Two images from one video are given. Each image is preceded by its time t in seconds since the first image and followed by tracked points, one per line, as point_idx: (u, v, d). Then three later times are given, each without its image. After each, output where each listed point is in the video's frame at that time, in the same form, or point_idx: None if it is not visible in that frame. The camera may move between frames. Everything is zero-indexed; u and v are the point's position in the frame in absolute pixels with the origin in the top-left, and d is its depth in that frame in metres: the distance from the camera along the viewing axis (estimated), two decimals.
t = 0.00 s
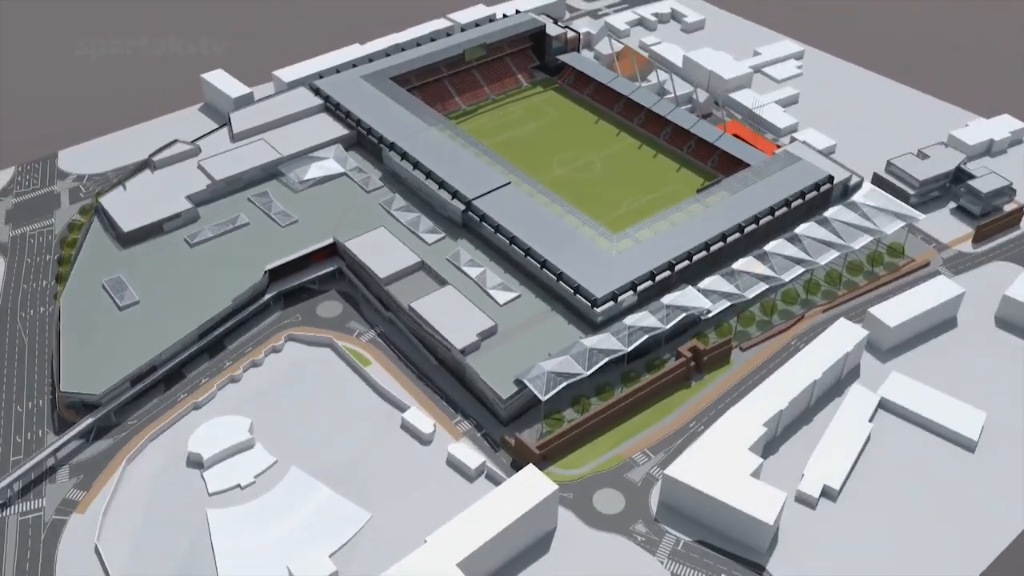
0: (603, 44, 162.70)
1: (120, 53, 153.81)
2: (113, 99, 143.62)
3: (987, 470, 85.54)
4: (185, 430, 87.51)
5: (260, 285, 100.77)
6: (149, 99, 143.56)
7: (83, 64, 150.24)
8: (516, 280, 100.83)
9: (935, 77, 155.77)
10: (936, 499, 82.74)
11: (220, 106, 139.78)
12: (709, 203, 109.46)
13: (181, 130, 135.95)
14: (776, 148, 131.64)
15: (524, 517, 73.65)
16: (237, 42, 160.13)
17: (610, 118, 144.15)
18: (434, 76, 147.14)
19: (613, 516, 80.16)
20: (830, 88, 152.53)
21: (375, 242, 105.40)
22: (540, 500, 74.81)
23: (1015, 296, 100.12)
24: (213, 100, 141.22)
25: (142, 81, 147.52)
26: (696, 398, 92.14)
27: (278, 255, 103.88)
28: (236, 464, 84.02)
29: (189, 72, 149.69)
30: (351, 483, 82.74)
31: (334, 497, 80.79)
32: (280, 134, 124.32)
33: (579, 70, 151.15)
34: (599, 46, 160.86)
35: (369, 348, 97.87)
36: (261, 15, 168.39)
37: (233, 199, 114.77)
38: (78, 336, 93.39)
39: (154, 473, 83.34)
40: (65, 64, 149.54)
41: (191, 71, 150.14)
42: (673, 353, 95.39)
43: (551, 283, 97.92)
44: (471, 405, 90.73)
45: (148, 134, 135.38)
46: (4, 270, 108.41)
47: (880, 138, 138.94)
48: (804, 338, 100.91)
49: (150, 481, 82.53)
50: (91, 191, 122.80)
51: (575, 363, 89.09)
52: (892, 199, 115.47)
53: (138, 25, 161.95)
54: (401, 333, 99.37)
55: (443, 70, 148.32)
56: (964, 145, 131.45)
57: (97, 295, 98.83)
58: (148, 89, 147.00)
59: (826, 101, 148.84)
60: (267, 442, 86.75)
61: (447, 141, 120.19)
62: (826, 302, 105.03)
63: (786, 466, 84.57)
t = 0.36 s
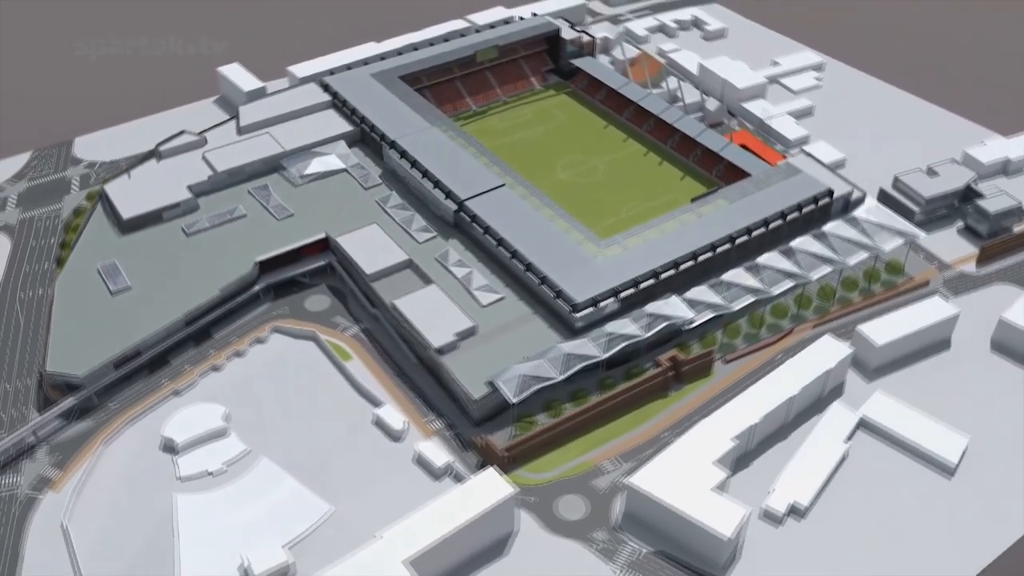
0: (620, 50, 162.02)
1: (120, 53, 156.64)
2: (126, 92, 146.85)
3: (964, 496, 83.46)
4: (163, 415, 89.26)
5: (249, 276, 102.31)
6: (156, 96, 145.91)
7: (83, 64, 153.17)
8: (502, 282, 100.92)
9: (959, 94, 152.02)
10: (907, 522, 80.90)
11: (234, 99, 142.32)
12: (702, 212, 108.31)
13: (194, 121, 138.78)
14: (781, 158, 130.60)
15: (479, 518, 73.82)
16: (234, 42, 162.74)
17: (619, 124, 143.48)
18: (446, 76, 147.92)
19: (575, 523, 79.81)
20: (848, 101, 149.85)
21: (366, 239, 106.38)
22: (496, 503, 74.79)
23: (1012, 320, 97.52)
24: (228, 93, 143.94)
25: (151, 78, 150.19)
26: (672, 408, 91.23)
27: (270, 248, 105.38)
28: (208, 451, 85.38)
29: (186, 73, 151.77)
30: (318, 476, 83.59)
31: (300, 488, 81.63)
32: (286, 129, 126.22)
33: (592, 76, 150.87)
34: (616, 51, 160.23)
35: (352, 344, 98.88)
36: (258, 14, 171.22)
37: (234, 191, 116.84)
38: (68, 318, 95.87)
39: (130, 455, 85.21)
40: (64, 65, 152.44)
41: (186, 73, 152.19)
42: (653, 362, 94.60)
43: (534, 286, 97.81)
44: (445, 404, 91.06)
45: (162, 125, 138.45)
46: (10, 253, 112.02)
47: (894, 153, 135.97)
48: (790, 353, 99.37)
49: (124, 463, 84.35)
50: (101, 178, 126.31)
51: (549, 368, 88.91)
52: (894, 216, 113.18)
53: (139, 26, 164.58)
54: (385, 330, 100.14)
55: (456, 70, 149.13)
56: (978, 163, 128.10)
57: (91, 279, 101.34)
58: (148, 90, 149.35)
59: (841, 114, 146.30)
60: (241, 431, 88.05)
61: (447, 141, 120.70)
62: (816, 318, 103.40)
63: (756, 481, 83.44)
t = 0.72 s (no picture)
0: (636, 55, 161.15)
1: (120, 53, 156.54)
2: (135, 84, 149.19)
3: (937, 522, 81.60)
4: (143, 399, 91.09)
5: (240, 267, 103.93)
6: (173, 87, 148.81)
7: (83, 64, 152.99)
8: (487, 283, 100.95)
9: (981, 111, 148.18)
10: (875, 545, 79.28)
11: (247, 92, 144.50)
12: (696, 220, 107.13)
13: (206, 113, 141.23)
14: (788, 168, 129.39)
15: (435, 517, 74.04)
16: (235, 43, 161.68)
17: (627, 129, 142.55)
18: (457, 76, 148.39)
19: (535, 527, 79.58)
20: (864, 114, 147.00)
21: (357, 235, 107.37)
22: (453, 502, 74.95)
23: (1006, 344, 94.84)
24: (242, 87, 146.22)
25: (170, 70, 153.26)
26: (647, 416, 90.31)
27: (262, 240, 106.84)
28: (183, 437, 86.89)
29: (192, 71, 152.39)
30: (286, 466, 84.53)
31: (267, 478, 82.61)
32: (291, 124, 127.83)
33: (604, 81, 150.18)
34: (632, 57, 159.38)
35: (335, 338, 99.83)
36: (261, 15, 169.98)
37: (235, 182, 118.82)
38: (61, 301, 98.54)
39: (107, 436, 87.16)
40: (64, 65, 152.24)
41: (186, 74, 151.68)
42: (631, 370, 93.92)
43: (516, 289, 97.72)
44: (419, 402, 91.47)
45: (175, 115, 141.17)
46: (17, 235, 115.49)
47: (907, 168, 133.00)
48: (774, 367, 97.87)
49: (101, 444, 86.35)
50: (111, 165, 129.42)
51: (523, 370, 88.83)
52: (894, 232, 110.91)
53: (139, 25, 164.20)
54: (368, 325, 100.87)
55: (468, 71, 149.59)
56: (991, 181, 124.73)
57: (87, 263, 103.93)
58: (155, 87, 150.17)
59: (856, 127, 143.62)
60: (217, 419, 89.44)
61: (447, 141, 121.10)
62: (805, 332, 101.35)
63: (723, 495, 82.49)
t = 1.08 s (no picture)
0: (651, 60, 160.21)
1: (120, 53, 157.22)
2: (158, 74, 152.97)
3: (906, 545, 79.87)
4: (126, 383, 93.09)
5: (232, 257, 105.61)
6: (191, 80, 151.83)
7: (82, 64, 154.03)
8: (471, 283, 101.05)
9: (1001, 128, 144.30)
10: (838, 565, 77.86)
11: (260, 86, 146.67)
12: (687, 227, 106.04)
13: (219, 105, 143.72)
14: (790, 178, 128.46)
15: (392, 512, 74.69)
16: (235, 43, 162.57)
17: (635, 134, 141.59)
18: (468, 76, 148.80)
19: (496, 528, 79.52)
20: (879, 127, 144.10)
21: (349, 230, 108.37)
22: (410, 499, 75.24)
23: (996, 367, 92.39)
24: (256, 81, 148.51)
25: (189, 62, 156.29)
26: (621, 424, 89.71)
27: (256, 232, 108.42)
28: (160, 422, 88.50)
29: (209, 65, 155.27)
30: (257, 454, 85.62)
31: (236, 466, 83.71)
32: (297, 119, 129.61)
33: (615, 86, 149.29)
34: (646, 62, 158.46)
35: (319, 331, 100.87)
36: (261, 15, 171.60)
37: (236, 174, 120.89)
38: (57, 284, 101.23)
39: (88, 418, 89.27)
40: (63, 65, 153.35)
41: (193, 72, 153.32)
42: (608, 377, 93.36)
43: (499, 290, 97.76)
44: (394, 399, 92.01)
45: (189, 106, 143.88)
46: (25, 218, 119.05)
47: (917, 183, 130.08)
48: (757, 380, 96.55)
49: (81, 425, 88.47)
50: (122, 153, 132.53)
51: (497, 372, 88.86)
52: (891, 249, 108.78)
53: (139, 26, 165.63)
54: (353, 320, 101.71)
55: (480, 71, 149.87)
56: (1002, 200, 121.42)
57: (85, 248, 106.56)
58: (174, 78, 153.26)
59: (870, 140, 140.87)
60: (195, 406, 90.91)
61: (446, 140, 121.49)
62: (791, 346, 99.85)
63: (688, 507, 81.68)
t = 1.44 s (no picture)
0: (666, 66, 158.84)
1: (119, 53, 159.48)
2: (179, 67, 156.18)
3: (871, 568, 78.15)
4: (110, 366, 95.10)
5: (224, 247, 107.23)
6: (209, 72, 154.59)
7: (82, 64, 156.07)
8: (456, 283, 101.21)
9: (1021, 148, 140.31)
10: None
11: (273, 80, 148.58)
12: (678, 234, 104.99)
13: (232, 97, 146.01)
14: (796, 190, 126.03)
15: (349, 507, 74.80)
16: (232, 43, 164.20)
17: (642, 140, 140.39)
18: (479, 76, 149.02)
19: (455, 528, 79.44)
20: (894, 141, 140.97)
21: (341, 225, 109.37)
22: (367, 495, 75.53)
23: (982, 391, 90.09)
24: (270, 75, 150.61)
25: (209, 55, 159.17)
26: (592, 430, 89.16)
27: (251, 223, 109.94)
28: (138, 406, 90.18)
29: (228, 59, 157.95)
30: (227, 442, 86.62)
31: (206, 453, 84.83)
32: (304, 114, 131.17)
33: (626, 91, 148.10)
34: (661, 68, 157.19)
35: (303, 324, 101.83)
36: (259, 15, 174.14)
37: (240, 166, 122.82)
38: (53, 267, 103.84)
39: (69, 398, 91.35)
40: (62, 64, 155.50)
41: (210, 65, 156.05)
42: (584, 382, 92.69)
43: (481, 290, 97.78)
44: (369, 394, 92.53)
45: (203, 97, 146.33)
46: (34, 201, 122.32)
47: (927, 199, 126.98)
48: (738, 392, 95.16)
49: (62, 406, 90.60)
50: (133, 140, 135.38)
51: (470, 372, 88.87)
52: (888, 266, 106.50)
53: (139, 26, 168.13)
54: (338, 315, 102.54)
55: (491, 71, 150.11)
56: (1012, 220, 118.08)
57: (84, 232, 109.14)
58: (193, 70, 156.21)
59: (883, 153, 137.87)
60: (174, 392, 92.41)
61: (447, 139, 121.60)
62: (776, 360, 98.21)
63: (651, 517, 80.86)
